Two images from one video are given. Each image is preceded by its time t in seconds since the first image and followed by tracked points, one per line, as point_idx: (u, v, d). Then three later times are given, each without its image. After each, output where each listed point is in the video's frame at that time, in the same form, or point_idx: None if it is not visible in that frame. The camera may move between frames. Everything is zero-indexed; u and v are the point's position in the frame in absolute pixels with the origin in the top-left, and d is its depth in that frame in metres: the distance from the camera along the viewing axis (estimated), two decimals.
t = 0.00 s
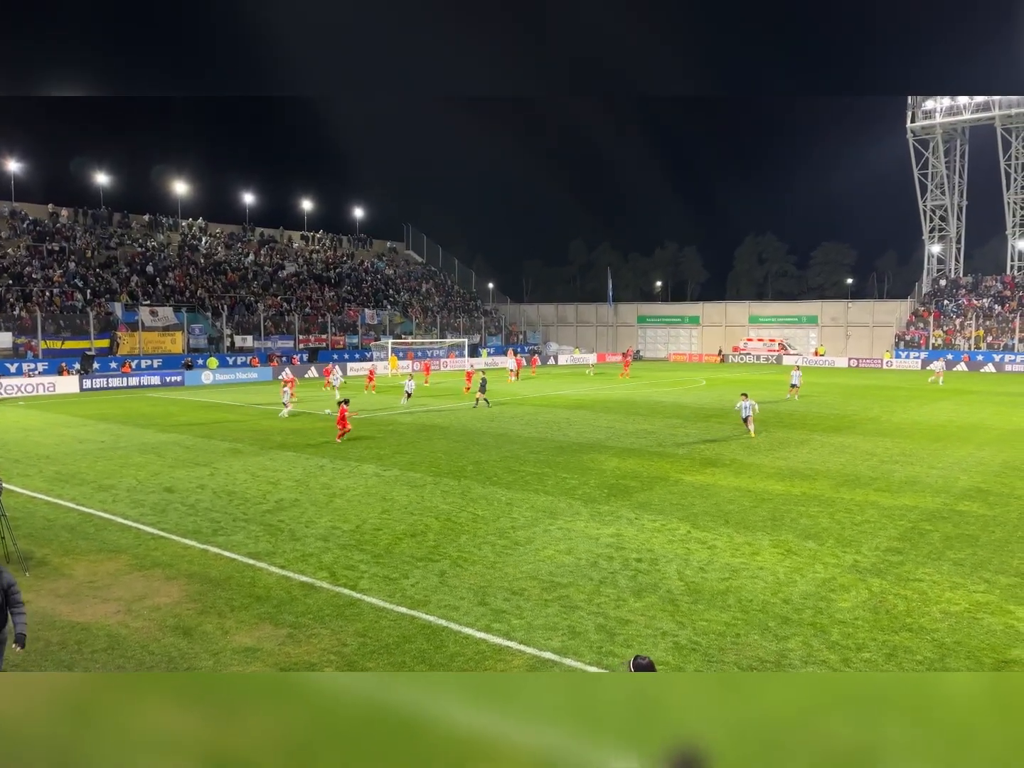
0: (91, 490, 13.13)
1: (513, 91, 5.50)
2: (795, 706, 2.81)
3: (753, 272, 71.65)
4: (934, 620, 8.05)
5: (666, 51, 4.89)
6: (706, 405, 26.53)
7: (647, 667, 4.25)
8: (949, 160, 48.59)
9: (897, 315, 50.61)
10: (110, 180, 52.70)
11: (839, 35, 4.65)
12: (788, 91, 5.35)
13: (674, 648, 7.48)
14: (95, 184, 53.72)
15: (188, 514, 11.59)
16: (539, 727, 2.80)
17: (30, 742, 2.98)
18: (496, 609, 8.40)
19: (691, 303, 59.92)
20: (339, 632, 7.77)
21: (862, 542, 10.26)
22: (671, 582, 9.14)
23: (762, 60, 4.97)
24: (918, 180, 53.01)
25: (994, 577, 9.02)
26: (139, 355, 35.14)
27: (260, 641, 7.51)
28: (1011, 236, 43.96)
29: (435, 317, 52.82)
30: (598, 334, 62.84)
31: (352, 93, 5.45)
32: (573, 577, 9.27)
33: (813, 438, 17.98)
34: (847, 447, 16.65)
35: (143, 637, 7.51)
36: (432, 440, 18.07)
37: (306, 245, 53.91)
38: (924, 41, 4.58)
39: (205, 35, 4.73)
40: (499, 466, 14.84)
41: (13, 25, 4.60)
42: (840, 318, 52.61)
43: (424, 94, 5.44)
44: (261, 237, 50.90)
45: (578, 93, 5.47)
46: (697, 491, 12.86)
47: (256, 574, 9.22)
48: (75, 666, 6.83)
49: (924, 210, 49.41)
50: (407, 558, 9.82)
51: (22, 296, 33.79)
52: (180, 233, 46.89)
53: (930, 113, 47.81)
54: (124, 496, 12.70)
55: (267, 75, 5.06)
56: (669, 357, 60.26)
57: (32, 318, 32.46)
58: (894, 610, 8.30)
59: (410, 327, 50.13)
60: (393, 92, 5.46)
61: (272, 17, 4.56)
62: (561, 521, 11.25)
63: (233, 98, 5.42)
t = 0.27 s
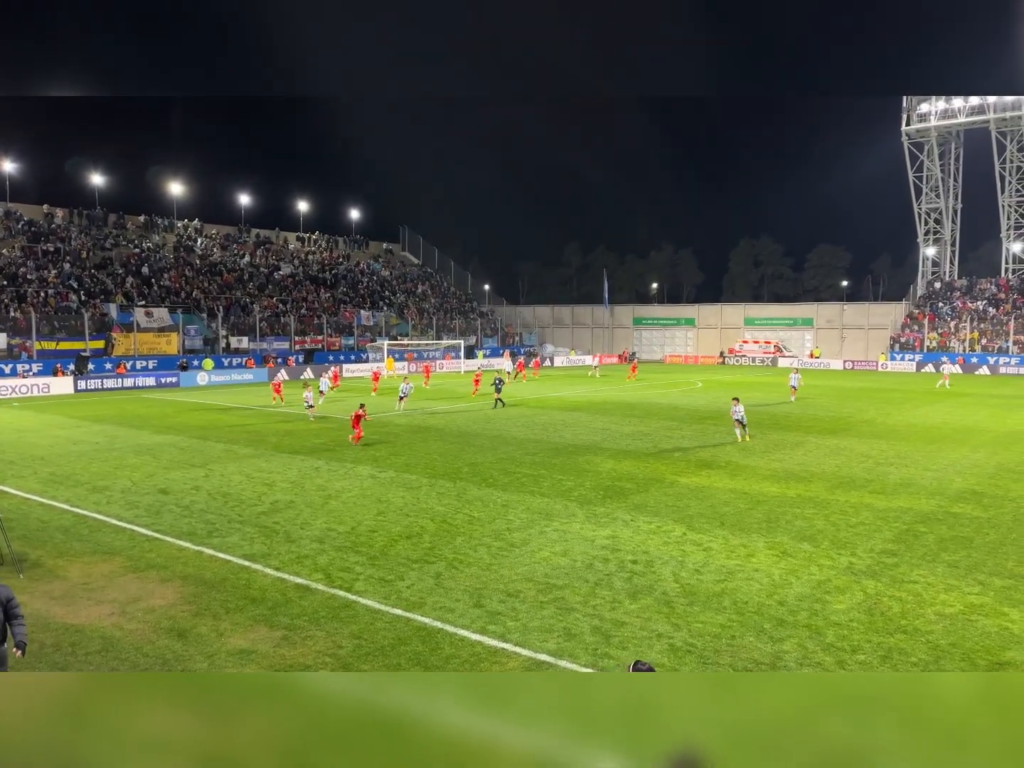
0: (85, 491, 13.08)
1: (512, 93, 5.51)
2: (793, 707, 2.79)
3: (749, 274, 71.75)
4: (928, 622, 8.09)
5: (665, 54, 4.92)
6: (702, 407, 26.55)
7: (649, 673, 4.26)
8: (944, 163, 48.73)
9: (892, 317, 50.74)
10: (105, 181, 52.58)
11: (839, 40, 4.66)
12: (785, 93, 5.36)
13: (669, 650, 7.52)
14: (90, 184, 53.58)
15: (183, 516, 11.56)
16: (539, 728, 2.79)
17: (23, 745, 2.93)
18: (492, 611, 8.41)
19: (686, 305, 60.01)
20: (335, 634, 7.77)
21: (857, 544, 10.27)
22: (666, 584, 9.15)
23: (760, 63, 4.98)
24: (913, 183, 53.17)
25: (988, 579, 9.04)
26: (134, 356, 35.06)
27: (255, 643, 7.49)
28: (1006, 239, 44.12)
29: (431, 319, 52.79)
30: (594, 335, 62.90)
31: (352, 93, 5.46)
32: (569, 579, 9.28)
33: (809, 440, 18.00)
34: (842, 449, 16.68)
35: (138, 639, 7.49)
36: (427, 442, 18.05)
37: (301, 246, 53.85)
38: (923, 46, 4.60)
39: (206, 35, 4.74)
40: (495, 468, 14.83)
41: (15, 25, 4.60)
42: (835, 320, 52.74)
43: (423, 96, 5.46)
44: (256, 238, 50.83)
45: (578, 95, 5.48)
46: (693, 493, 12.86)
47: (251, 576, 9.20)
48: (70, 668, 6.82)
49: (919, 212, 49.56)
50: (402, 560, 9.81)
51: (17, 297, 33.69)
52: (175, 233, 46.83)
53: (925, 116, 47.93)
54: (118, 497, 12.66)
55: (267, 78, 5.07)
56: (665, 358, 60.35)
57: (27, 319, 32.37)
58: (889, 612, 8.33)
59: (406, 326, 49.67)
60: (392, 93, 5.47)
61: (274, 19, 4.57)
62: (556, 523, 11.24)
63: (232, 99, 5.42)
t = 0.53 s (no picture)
0: (73, 492, 13.02)
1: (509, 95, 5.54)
2: (786, 707, 2.51)
3: (739, 275, 72.02)
4: (917, 622, 8.15)
5: (661, 57, 4.94)
6: (691, 408, 26.64)
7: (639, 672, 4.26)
8: (933, 166, 48.94)
9: (882, 319, 50.97)
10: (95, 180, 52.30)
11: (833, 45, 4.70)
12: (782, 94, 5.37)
13: (660, 650, 7.55)
14: (79, 184, 53.28)
15: (172, 516, 11.52)
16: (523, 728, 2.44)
17: None
18: (483, 612, 8.40)
19: (677, 307, 60.17)
20: (325, 635, 7.74)
21: (847, 545, 10.31)
22: (657, 584, 9.17)
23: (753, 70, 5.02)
24: (903, 185, 53.42)
25: (977, 579, 9.10)
26: (124, 356, 34.91)
27: (245, 645, 7.45)
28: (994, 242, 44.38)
29: (423, 319, 52.73)
30: (585, 337, 63.04)
31: (351, 95, 5.47)
32: (560, 579, 9.28)
33: (799, 441, 18.08)
34: (832, 450, 16.76)
35: (127, 641, 7.44)
36: (418, 442, 18.04)
37: (292, 246, 53.71)
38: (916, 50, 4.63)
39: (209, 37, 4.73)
40: (486, 469, 14.84)
41: (16, 26, 4.54)
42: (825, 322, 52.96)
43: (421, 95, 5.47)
44: (247, 238, 50.69)
45: (574, 97, 5.52)
46: (683, 494, 12.91)
47: (241, 577, 9.16)
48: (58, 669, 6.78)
49: (908, 215, 49.81)
50: (393, 560, 9.80)
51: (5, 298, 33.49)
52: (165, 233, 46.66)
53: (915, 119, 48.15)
54: (107, 498, 12.60)
55: (269, 79, 5.07)
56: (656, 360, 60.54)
57: (16, 318, 32.20)
58: (878, 613, 8.38)
59: (397, 328, 49.40)
60: (390, 94, 5.48)
61: (278, 24, 4.59)
62: (548, 524, 11.24)
63: (232, 100, 5.42)
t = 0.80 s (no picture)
0: (55, 491, 12.90)
1: (501, 95, 5.58)
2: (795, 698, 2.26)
3: (724, 275, 72.34)
4: (899, 619, 8.24)
5: (651, 58, 4.97)
6: (675, 406, 26.75)
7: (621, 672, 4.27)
8: (916, 167, 49.34)
9: (865, 319, 51.39)
10: (77, 176, 51.77)
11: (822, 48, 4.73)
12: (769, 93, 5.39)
13: (644, 648, 7.60)
14: (62, 180, 52.72)
15: (155, 515, 11.43)
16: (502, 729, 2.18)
17: None
18: (467, 611, 8.40)
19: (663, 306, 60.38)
20: (309, 635, 7.71)
21: (830, 543, 10.40)
22: (642, 582, 9.20)
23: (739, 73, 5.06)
24: (886, 186, 53.83)
25: (957, 577, 9.21)
26: (106, 354, 34.64)
27: (228, 644, 7.41)
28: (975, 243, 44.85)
29: (409, 318, 52.65)
30: (571, 336, 63.16)
31: (340, 95, 5.47)
32: (545, 578, 9.29)
33: (782, 440, 18.21)
34: (815, 449, 16.89)
35: (108, 641, 7.37)
36: (403, 441, 18.00)
37: (277, 244, 53.44)
38: (903, 54, 4.67)
39: (202, 39, 4.72)
40: (471, 467, 14.85)
41: (14, 25, 4.49)
42: (809, 322, 53.32)
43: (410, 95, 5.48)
44: (231, 235, 50.40)
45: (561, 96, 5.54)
46: (668, 492, 12.96)
47: (224, 577, 9.10)
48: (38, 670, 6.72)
49: (891, 216, 50.21)
50: (377, 559, 9.77)
51: None
52: (148, 230, 46.32)
53: (898, 120, 48.49)
54: (88, 497, 12.49)
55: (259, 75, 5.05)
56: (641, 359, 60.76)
57: None
58: (860, 610, 8.47)
59: (382, 327, 49.39)
60: (385, 95, 5.50)
61: (268, 24, 4.57)
62: (533, 522, 11.25)
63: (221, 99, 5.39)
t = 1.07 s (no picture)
0: (25, 488, 12.69)
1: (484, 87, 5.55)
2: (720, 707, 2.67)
3: (703, 273, 72.72)
4: (871, 613, 8.35)
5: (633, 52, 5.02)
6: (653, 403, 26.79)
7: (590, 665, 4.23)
8: (890, 167, 49.85)
9: (841, 317, 51.87)
10: (51, 170, 50.96)
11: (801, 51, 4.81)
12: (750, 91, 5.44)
13: (621, 643, 7.66)
14: (35, 173, 51.87)
15: (129, 513, 11.30)
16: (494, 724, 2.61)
17: None
18: (445, 607, 8.40)
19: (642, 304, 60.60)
20: (285, 632, 7.67)
21: (805, 538, 10.49)
22: (620, 578, 9.24)
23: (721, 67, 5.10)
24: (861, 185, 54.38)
25: (928, 571, 9.34)
26: (79, 349, 34.17)
27: (204, 642, 7.36)
28: (948, 242, 45.42)
29: (388, 314, 52.44)
30: (551, 333, 63.22)
31: (322, 90, 5.41)
32: (523, 574, 9.30)
33: (759, 436, 18.33)
34: (791, 445, 17.02)
35: (81, 640, 7.28)
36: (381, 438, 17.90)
37: (255, 239, 53.00)
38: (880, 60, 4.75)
39: (183, 33, 4.65)
40: (449, 464, 14.80)
41: None
42: (786, 320, 53.71)
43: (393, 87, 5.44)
44: (207, 230, 49.94)
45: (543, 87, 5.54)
46: (646, 488, 13.02)
47: (200, 574, 9.03)
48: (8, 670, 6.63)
49: (866, 215, 50.71)
50: (355, 556, 9.73)
51: None
52: (122, 225, 45.76)
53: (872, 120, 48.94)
54: (60, 494, 12.31)
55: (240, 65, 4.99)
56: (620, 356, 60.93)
57: None
58: (834, 604, 8.57)
59: (360, 323, 49.21)
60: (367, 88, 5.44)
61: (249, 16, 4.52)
62: (511, 518, 11.26)
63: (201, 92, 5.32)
